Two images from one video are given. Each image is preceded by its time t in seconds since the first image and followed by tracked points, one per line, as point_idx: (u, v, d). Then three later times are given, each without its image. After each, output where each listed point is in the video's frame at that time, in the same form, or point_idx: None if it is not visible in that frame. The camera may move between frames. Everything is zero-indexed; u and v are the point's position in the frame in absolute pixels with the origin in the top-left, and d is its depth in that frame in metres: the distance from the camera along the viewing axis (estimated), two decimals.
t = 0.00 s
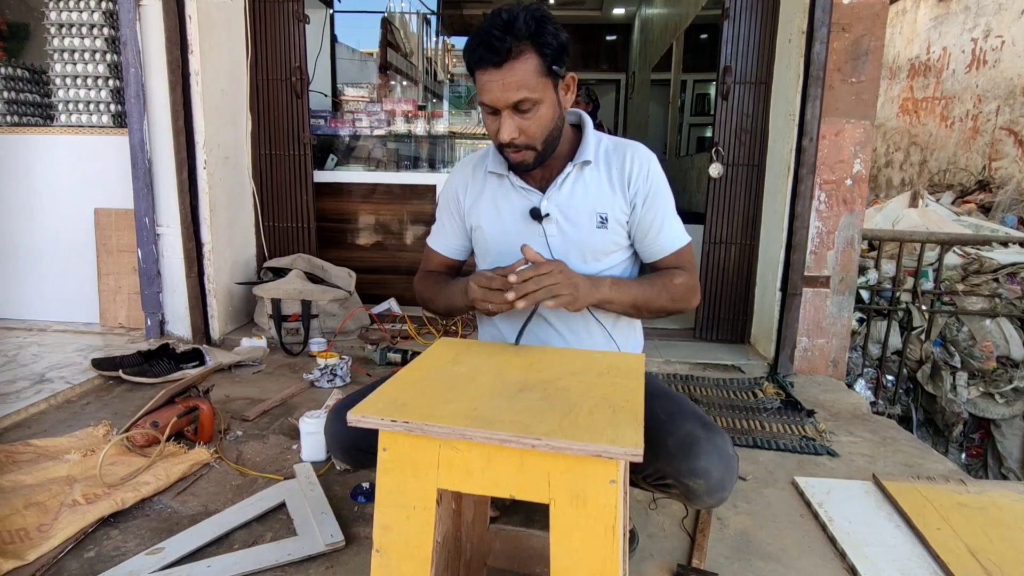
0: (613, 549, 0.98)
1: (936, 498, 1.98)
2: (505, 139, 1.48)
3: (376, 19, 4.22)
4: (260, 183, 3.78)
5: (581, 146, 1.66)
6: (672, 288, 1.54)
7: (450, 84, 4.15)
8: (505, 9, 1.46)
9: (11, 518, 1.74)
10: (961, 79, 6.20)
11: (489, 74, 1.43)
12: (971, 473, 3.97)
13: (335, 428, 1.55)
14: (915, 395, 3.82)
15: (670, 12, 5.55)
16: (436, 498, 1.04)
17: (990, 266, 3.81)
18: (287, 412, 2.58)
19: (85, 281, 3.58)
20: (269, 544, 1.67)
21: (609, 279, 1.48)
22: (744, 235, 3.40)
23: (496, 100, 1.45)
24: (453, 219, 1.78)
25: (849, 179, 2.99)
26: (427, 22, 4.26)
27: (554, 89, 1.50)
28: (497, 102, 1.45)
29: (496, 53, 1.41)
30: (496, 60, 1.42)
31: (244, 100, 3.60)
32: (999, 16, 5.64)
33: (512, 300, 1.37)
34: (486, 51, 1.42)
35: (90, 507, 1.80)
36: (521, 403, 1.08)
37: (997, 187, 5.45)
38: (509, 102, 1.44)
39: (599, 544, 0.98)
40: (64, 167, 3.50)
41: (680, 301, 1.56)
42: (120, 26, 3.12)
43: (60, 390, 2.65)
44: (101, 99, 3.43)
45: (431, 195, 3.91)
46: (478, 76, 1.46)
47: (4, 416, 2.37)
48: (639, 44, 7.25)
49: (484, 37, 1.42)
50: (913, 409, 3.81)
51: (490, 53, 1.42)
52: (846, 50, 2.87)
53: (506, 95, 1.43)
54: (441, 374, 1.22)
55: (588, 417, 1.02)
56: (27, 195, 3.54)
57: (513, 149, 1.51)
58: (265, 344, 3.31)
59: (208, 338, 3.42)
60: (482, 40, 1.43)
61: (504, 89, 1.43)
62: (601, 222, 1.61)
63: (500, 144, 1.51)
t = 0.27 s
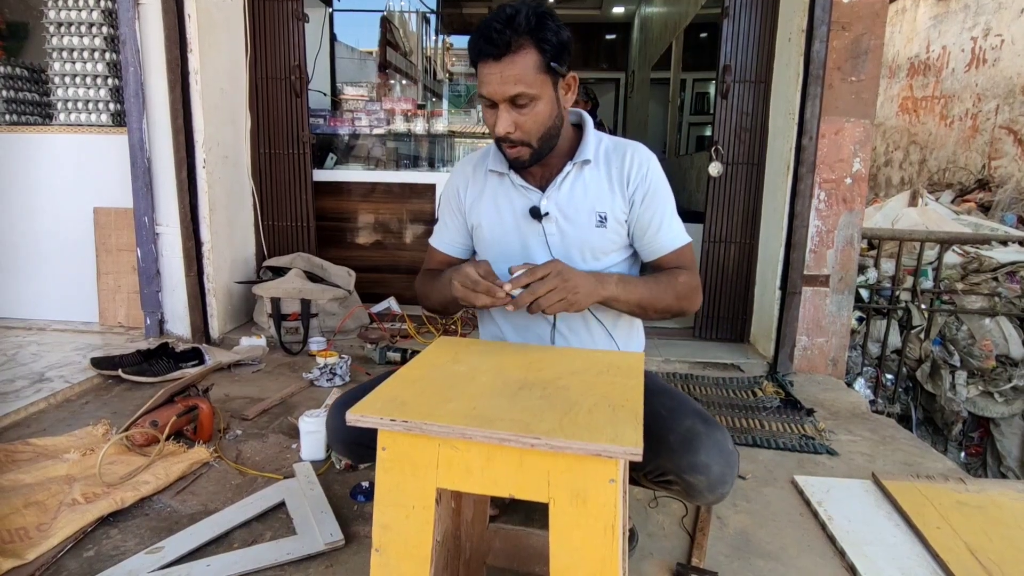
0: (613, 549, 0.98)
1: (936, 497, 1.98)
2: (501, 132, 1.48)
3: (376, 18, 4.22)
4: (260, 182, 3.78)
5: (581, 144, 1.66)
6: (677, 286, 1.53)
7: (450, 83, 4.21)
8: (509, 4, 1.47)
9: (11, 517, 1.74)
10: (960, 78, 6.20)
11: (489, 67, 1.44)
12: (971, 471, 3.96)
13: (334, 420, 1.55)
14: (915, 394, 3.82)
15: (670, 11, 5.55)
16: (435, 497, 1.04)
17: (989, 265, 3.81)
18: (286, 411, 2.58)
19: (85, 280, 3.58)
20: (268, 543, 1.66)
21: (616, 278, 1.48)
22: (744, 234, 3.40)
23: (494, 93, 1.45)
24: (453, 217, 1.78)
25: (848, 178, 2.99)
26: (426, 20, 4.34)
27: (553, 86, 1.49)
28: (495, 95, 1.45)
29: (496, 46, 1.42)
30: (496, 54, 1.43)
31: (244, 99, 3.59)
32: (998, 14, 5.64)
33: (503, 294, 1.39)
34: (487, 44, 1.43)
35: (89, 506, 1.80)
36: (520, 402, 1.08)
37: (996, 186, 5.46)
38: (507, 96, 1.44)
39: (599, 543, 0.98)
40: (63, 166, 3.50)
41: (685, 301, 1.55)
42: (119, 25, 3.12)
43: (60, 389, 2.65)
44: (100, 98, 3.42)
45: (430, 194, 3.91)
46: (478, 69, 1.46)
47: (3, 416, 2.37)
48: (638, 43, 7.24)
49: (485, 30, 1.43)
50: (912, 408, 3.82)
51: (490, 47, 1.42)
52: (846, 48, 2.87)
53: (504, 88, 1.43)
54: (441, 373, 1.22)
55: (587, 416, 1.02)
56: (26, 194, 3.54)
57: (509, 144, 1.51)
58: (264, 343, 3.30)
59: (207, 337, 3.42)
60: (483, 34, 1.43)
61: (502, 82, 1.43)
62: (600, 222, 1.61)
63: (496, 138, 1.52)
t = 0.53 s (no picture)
0: (610, 546, 0.98)
1: (934, 496, 1.98)
2: (500, 137, 1.48)
3: (374, 17, 4.22)
4: (259, 181, 3.78)
5: (583, 150, 1.66)
6: (670, 296, 1.51)
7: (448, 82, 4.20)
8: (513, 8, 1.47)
9: (10, 516, 1.74)
10: (959, 77, 6.20)
11: (490, 72, 1.44)
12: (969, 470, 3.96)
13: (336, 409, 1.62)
14: (913, 393, 3.82)
15: (668, 10, 5.55)
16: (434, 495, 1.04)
17: (988, 263, 3.82)
18: (285, 410, 2.58)
19: (83, 279, 3.57)
20: (267, 542, 1.67)
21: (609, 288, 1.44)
22: (743, 233, 3.40)
23: (494, 98, 1.45)
24: (455, 217, 1.79)
25: (847, 176, 2.99)
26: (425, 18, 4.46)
27: (555, 94, 1.49)
28: (496, 100, 1.45)
29: (497, 51, 1.43)
30: (498, 58, 1.43)
31: (242, 98, 3.59)
32: (997, 13, 5.64)
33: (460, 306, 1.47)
34: (489, 48, 1.44)
35: (88, 505, 1.80)
36: (519, 401, 1.08)
37: (995, 185, 5.46)
38: (508, 102, 1.44)
39: (597, 540, 0.99)
40: (61, 165, 3.49)
41: (679, 310, 1.52)
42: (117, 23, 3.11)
43: (58, 388, 2.65)
44: (98, 97, 3.42)
45: (429, 193, 3.90)
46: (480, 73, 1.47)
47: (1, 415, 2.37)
48: (638, 42, 7.24)
49: (488, 34, 1.43)
50: (911, 406, 3.81)
51: (492, 51, 1.43)
52: (845, 47, 2.87)
53: (504, 94, 1.43)
54: (440, 372, 1.22)
55: (585, 414, 1.02)
56: (25, 193, 3.54)
57: (507, 149, 1.51)
58: (263, 342, 3.31)
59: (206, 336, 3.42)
60: (487, 37, 1.44)
61: (504, 88, 1.43)
62: (600, 228, 1.62)
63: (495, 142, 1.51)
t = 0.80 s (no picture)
0: (609, 544, 0.98)
1: (933, 494, 1.98)
2: (498, 152, 1.47)
3: (374, 16, 4.22)
4: (258, 180, 3.78)
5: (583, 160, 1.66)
6: (667, 311, 1.53)
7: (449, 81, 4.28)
8: (514, 23, 1.46)
9: (9, 515, 1.73)
10: (958, 76, 6.20)
11: (489, 87, 1.44)
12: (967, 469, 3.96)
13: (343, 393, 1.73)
14: (912, 392, 3.82)
15: (667, 9, 5.56)
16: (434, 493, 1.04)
17: (987, 263, 3.83)
18: (284, 409, 2.58)
19: (82, 278, 3.57)
20: (267, 541, 1.67)
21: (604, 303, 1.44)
22: (743, 233, 3.40)
23: (493, 113, 1.44)
24: (457, 226, 1.80)
25: (846, 175, 2.99)
26: (425, 17, 4.51)
27: (555, 109, 1.49)
28: (495, 115, 1.44)
29: (496, 66, 1.42)
30: (497, 74, 1.42)
31: (241, 97, 3.58)
32: (997, 12, 5.65)
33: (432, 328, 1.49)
34: (487, 63, 1.42)
35: (87, 504, 1.80)
36: (519, 400, 1.08)
37: (994, 184, 5.47)
38: (506, 117, 1.44)
39: (595, 538, 0.99)
40: (60, 165, 3.49)
41: (675, 325, 1.54)
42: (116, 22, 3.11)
43: (57, 387, 2.65)
44: (97, 96, 3.42)
45: (429, 192, 3.90)
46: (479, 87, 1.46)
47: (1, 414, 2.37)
48: (637, 40, 7.23)
49: (487, 48, 1.42)
50: (909, 406, 3.81)
51: (491, 65, 1.42)
52: (844, 46, 2.87)
53: (504, 109, 1.43)
54: (440, 371, 1.22)
55: (585, 413, 1.02)
56: (24, 192, 3.53)
57: (506, 164, 1.51)
58: (262, 341, 3.32)
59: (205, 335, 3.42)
60: (485, 51, 1.43)
61: (503, 103, 1.42)
62: (600, 240, 1.63)
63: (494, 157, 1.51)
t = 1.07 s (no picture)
0: (608, 544, 0.98)
1: (932, 494, 1.99)
2: (492, 175, 1.46)
3: (374, 15, 4.21)
4: (258, 180, 3.78)
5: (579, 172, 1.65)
6: (667, 319, 1.54)
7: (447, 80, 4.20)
8: (505, 44, 1.43)
9: (8, 514, 1.73)
10: (958, 75, 6.20)
11: (480, 112, 1.40)
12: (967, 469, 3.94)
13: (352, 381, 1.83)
14: (912, 391, 3.82)
15: (666, 8, 5.56)
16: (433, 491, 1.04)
17: (987, 262, 3.84)
18: (284, 409, 2.58)
19: (82, 278, 3.57)
20: (266, 540, 1.67)
21: (602, 311, 1.44)
22: (742, 232, 3.40)
23: (486, 137, 1.42)
24: (454, 236, 1.81)
25: (846, 175, 2.99)
26: (424, 17, 4.42)
27: (549, 130, 1.47)
28: (487, 138, 1.42)
29: (487, 91, 1.38)
30: (488, 100, 1.39)
31: (241, 96, 3.58)
32: (997, 12, 5.65)
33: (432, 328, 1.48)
34: (478, 88, 1.39)
35: (87, 504, 1.80)
36: (518, 400, 1.08)
37: (994, 184, 5.48)
38: (499, 142, 1.42)
39: (594, 538, 0.99)
40: (60, 164, 3.49)
41: (674, 332, 1.55)
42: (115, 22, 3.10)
43: (57, 387, 2.65)
44: (97, 95, 3.42)
45: (428, 191, 3.90)
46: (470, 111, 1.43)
47: None
48: (637, 40, 7.22)
49: (477, 73, 1.39)
50: (909, 405, 3.81)
51: (481, 91, 1.38)
52: (844, 46, 2.87)
53: (496, 134, 1.41)
54: (439, 370, 1.22)
55: (584, 413, 1.02)
56: (23, 191, 3.53)
57: (501, 185, 1.50)
58: (262, 341, 3.31)
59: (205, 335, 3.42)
60: (475, 76, 1.39)
61: (495, 129, 1.40)
62: (597, 251, 1.63)
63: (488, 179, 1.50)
